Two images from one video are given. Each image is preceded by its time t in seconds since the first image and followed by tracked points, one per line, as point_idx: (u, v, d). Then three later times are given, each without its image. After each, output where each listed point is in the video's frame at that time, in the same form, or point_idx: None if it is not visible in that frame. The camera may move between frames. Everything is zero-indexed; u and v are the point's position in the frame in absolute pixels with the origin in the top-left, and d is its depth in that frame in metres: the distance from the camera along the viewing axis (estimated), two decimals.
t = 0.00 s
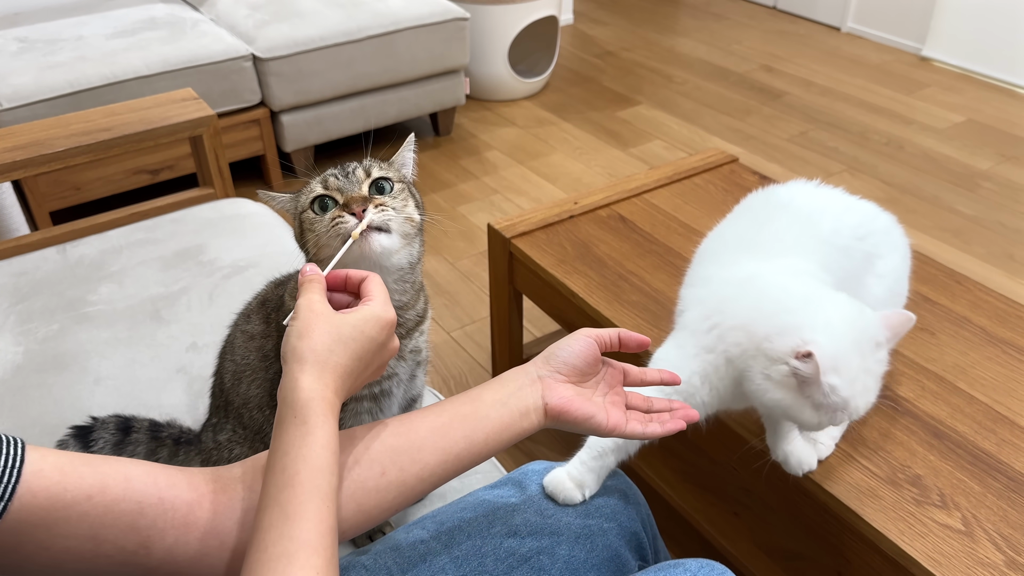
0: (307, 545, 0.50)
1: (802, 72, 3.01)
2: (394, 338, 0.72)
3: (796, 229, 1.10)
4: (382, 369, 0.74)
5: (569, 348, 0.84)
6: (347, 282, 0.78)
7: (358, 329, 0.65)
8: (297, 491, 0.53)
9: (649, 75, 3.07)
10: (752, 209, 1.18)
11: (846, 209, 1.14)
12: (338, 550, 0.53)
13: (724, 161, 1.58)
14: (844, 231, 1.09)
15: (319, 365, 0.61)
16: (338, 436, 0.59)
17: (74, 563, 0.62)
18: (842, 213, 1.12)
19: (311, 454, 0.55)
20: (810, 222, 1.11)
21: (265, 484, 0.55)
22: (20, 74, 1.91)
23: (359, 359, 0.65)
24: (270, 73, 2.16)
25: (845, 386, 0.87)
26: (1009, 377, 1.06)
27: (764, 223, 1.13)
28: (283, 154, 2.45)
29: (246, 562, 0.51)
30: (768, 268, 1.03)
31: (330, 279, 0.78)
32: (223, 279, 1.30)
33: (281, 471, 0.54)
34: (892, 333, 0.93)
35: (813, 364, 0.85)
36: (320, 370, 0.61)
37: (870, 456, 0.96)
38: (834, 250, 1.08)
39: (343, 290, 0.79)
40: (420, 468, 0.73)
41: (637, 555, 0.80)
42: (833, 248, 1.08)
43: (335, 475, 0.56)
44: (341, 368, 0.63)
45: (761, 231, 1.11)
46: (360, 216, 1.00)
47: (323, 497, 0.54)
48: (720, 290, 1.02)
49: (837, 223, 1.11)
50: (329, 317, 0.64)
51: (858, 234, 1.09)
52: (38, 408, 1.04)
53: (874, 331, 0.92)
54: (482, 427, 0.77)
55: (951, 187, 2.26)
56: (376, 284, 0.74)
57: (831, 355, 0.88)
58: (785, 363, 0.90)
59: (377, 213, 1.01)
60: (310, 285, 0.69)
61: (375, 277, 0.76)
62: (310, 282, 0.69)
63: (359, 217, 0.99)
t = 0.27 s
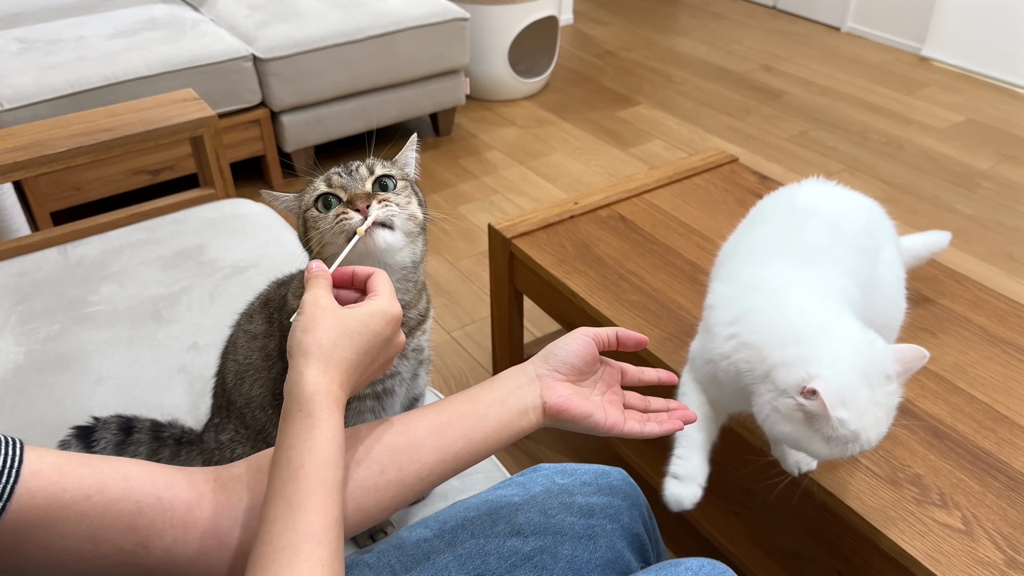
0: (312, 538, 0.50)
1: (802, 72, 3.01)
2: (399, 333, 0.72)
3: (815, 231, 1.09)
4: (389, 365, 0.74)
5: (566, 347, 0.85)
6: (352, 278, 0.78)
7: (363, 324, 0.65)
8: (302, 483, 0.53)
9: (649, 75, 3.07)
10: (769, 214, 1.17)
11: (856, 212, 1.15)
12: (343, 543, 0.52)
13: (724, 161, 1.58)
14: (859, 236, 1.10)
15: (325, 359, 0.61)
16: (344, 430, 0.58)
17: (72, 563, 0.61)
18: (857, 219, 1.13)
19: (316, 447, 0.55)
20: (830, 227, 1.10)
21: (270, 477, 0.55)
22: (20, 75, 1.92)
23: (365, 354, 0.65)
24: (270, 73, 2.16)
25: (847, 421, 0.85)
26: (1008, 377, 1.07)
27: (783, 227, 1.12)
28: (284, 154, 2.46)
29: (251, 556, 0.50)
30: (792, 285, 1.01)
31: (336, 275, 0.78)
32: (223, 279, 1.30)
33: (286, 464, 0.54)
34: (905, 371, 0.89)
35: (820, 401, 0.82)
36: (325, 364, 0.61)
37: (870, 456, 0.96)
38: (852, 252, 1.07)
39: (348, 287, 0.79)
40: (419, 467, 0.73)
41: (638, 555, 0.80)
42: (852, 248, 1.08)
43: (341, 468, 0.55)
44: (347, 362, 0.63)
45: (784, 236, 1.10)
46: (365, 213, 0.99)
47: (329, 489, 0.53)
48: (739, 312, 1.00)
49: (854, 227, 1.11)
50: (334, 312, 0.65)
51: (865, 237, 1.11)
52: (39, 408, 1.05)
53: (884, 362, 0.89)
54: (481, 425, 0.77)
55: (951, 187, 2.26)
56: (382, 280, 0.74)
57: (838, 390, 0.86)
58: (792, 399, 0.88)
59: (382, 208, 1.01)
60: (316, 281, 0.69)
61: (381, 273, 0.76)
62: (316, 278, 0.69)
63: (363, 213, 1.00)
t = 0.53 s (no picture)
0: (313, 534, 0.50)
1: (802, 73, 3.01)
2: (401, 332, 0.72)
3: (827, 239, 1.10)
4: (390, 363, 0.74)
5: (558, 345, 0.86)
6: (353, 277, 0.78)
7: (364, 322, 0.65)
8: (303, 480, 0.53)
9: (649, 76, 3.07)
10: (780, 220, 1.17)
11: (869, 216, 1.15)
12: (345, 539, 0.52)
13: (724, 163, 1.58)
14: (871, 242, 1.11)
15: (326, 357, 0.61)
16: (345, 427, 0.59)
17: (68, 563, 0.61)
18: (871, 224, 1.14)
19: (317, 445, 0.55)
20: (841, 234, 1.11)
21: (272, 475, 0.55)
22: (21, 76, 1.92)
23: (366, 352, 0.65)
24: (271, 74, 2.16)
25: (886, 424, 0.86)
26: (1008, 379, 1.07)
27: (795, 234, 1.12)
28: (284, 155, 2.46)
29: (252, 552, 0.51)
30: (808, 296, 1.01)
31: (337, 274, 0.78)
32: (224, 281, 1.30)
33: (287, 461, 0.54)
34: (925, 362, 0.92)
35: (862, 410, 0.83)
36: (325, 362, 0.61)
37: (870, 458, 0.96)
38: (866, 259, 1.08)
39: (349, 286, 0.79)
40: (413, 467, 0.73)
41: (639, 557, 0.81)
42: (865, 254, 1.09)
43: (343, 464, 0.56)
44: (347, 361, 0.63)
45: (796, 243, 1.11)
46: (365, 208, 1.01)
47: (330, 486, 0.53)
48: (753, 324, 1.00)
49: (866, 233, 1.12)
50: (335, 310, 0.65)
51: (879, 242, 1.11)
52: (41, 409, 1.05)
53: (902, 358, 0.91)
54: (475, 425, 0.77)
55: (951, 188, 2.26)
56: (383, 279, 0.74)
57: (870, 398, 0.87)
58: (828, 414, 0.89)
59: (382, 203, 1.03)
60: (318, 279, 0.69)
61: (381, 272, 0.76)
62: (317, 277, 0.69)
63: (364, 208, 1.00)
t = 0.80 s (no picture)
0: (314, 531, 0.50)
1: (803, 74, 3.01)
2: (403, 329, 0.72)
3: (840, 241, 1.10)
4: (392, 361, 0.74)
5: (556, 346, 0.86)
6: (355, 275, 0.78)
7: (365, 319, 0.65)
8: (304, 478, 0.53)
9: (649, 76, 3.08)
10: (792, 224, 1.16)
11: (881, 222, 1.15)
12: (346, 536, 0.52)
13: (725, 163, 1.58)
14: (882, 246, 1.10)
15: (326, 354, 0.61)
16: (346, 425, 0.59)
17: (66, 563, 0.61)
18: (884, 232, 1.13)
19: (318, 442, 0.55)
20: (854, 239, 1.10)
21: (272, 472, 0.55)
22: (22, 76, 1.92)
23: (367, 349, 0.65)
24: (272, 75, 2.16)
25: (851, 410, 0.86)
26: (1008, 380, 1.07)
27: (807, 237, 1.12)
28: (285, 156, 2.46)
29: (253, 549, 0.51)
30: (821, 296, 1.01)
31: (338, 272, 0.78)
32: (225, 281, 1.31)
33: (288, 458, 0.54)
34: (923, 392, 0.85)
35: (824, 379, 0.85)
36: (326, 360, 0.61)
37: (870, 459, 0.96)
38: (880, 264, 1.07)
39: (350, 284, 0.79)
40: (411, 467, 0.73)
41: (639, 557, 0.81)
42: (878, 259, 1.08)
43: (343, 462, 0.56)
44: (348, 358, 0.63)
45: (808, 245, 1.10)
46: (365, 207, 1.01)
47: (331, 484, 0.53)
48: (765, 320, 1.01)
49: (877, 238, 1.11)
50: (336, 308, 0.65)
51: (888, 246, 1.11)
52: (42, 409, 1.05)
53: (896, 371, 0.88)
54: (472, 425, 0.77)
55: (951, 189, 2.26)
56: (385, 276, 0.74)
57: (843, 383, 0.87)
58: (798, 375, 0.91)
59: (383, 202, 1.03)
60: (319, 277, 0.69)
61: (382, 270, 0.76)
62: (319, 274, 0.69)
63: (364, 207, 1.00)
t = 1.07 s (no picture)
0: (317, 529, 0.50)
1: (803, 75, 3.01)
2: (406, 328, 0.72)
3: (852, 245, 1.09)
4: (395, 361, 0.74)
5: (559, 352, 0.85)
6: (360, 274, 0.78)
7: (368, 318, 0.65)
8: (307, 475, 0.53)
9: (650, 77, 3.08)
10: (803, 224, 1.15)
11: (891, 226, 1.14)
12: (348, 534, 0.52)
13: (726, 163, 1.58)
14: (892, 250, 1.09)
15: (330, 353, 0.61)
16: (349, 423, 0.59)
17: (66, 564, 0.61)
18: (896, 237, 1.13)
19: (322, 440, 0.55)
20: (865, 243, 1.09)
21: (276, 470, 0.55)
22: (23, 75, 1.92)
23: (370, 348, 0.65)
24: (273, 74, 2.16)
25: (784, 365, 0.94)
26: (1009, 380, 1.07)
27: (817, 238, 1.11)
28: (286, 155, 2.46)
29: (257, 547, 0.51)
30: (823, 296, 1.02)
31: (343, 272, 0.78)
32: (226, 281, 1.30)
33: (291, 456, 0.54)
34: (849, 381, 0.88)
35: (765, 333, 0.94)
36: (330, 361, 0.61)
37: (872, 459, 0.96)
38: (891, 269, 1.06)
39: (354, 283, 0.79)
40: (412, 472, 0.73)
41: (641, 557, 0.81)
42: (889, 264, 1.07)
43: (346, 460, 0.56)
44: (352, 356, 0.63)
45: (819, 247, 1.10)
46: (370, 204, 1.00)
47: (333, 482, 0.53)
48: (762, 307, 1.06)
49: (887, 241, 1.10)
50: (339, 307, 0.65)
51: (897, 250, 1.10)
52: (43, 408, 1.05)
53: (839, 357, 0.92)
54: (474, 431, 0.77)
55: (952, 190, 2.26)
56: (389, 276, 0.74)
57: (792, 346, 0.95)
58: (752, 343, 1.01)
59: (387, 197, 1.03)
60: (323, 277, 0.69)
61: (387, 269, 0.76)
62: (322, 274, 0.69)
63: (368, 204, 1.00)
